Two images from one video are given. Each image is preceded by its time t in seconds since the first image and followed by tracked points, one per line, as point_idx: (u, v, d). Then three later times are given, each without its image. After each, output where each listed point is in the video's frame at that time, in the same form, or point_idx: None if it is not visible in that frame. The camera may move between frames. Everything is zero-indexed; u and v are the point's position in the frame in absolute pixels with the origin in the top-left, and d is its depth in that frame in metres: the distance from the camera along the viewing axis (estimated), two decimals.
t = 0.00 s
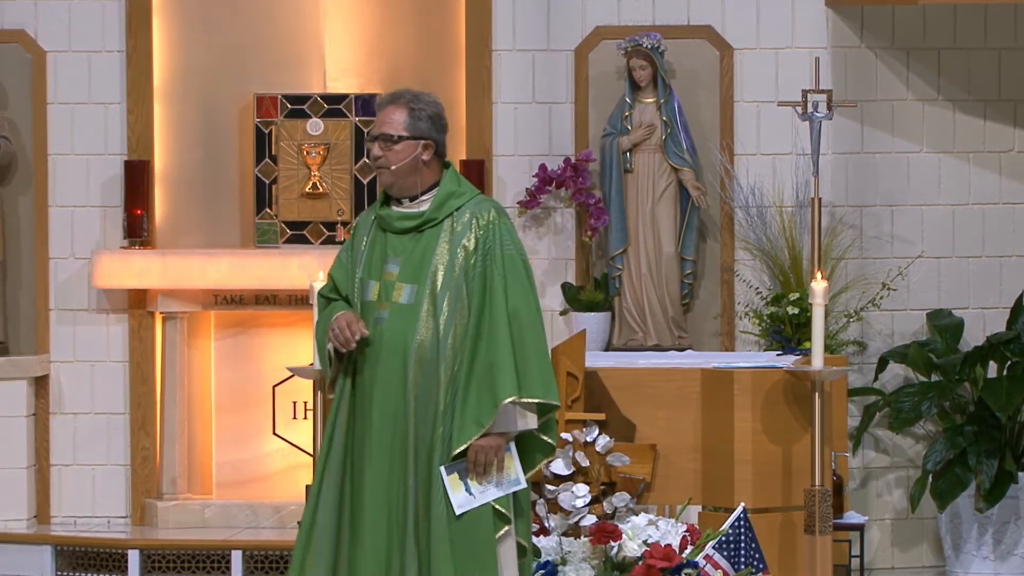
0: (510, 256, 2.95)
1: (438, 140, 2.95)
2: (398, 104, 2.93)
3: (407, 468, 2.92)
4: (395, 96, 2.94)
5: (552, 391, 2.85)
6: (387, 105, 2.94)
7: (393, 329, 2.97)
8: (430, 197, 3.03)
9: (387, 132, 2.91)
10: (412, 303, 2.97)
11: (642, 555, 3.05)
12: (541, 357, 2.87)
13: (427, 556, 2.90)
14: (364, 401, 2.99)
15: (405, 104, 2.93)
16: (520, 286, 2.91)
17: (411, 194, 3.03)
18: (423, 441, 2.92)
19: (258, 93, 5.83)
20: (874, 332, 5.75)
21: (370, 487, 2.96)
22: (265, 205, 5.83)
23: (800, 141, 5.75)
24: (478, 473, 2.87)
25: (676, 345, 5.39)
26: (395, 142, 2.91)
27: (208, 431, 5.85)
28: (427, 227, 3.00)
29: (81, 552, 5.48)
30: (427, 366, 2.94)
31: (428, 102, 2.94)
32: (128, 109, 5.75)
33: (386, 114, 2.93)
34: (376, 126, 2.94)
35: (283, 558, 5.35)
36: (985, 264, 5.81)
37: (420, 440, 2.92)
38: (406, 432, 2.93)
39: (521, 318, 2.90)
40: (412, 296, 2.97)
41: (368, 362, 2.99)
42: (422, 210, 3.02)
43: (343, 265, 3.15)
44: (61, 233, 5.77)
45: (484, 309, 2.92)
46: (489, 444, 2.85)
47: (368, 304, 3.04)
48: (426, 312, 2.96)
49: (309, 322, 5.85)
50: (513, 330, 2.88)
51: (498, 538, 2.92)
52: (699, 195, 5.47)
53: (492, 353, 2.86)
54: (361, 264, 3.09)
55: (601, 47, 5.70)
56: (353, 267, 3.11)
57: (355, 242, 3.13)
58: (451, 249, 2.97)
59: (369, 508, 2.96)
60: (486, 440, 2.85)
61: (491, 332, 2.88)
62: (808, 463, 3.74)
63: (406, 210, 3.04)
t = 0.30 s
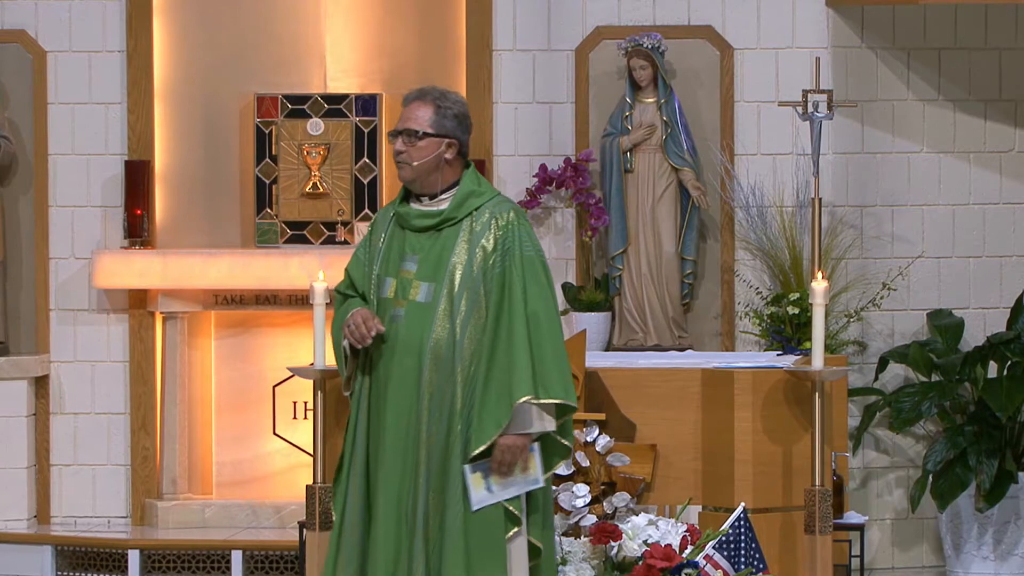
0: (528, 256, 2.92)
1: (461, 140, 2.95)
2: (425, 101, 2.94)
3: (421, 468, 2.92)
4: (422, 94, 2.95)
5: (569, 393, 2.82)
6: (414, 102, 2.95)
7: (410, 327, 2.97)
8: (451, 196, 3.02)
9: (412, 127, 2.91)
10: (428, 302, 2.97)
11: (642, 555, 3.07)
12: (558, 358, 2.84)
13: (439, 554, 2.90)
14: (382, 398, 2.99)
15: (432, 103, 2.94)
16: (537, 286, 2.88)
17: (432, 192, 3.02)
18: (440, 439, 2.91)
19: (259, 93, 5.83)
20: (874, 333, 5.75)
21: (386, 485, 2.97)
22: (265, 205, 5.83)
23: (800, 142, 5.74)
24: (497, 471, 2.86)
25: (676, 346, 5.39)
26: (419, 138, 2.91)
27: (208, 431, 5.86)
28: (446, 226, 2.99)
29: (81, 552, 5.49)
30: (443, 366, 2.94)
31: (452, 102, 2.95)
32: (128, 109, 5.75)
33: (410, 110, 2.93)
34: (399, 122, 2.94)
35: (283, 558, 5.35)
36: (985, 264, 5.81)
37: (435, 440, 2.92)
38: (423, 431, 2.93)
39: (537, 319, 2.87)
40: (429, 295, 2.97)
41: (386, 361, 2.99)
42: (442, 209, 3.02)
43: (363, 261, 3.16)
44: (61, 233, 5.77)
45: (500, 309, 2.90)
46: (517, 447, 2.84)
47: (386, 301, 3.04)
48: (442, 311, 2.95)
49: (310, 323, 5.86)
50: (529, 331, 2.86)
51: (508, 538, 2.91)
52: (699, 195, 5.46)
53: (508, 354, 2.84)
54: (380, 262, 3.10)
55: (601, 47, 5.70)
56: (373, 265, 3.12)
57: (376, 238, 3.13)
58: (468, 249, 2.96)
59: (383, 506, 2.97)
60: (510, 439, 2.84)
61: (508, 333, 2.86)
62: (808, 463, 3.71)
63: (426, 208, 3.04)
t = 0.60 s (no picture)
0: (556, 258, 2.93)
1: (488, 142, 2.94)
2: (452, 100, 2.91)
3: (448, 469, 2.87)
4: (450, 93, 2.92)
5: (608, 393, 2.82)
6: (440, 100, 2.91)
7: (436, 328, 2.92)
8: (473, 197, 3.00)
9: (440, 127, 2.87)
10: (455, 302, 2.93)
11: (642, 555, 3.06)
12: (595, 358, 2.84)
13: (466, 557, 2.87)
14: (405, 400, 2.94)
15: (460, 102, 2.91)
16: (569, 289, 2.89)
17: (454, 193, 3.00)
18: (468, 441, 2.88)
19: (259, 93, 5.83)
20: (873, 333, 5.75)
21: (409, 486, 2.91)
22: (265, 205, 5.83)
23: (800, 142, 5.75)
24: (570, 460, 2.83)
25: (676, 346, 5.39)
26: (446, 139, 2.89)
27: (208, 431, 5.86)
28: (471, 227, 2.97)
29: (81, 552, 5.48)
30: (470, 366, 2.89)
31: (477, 101, 2.92)
32: (128, 109, 5.75)
33: (435, 109, 2.90)
34: (424, 121, 2.91)
35: (283, 558, 5.35)
36: (985, 264, 5.81)
37: (463, 441, 2.88)
38: (450, 433, 2.88)
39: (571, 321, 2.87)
40: (456, 295, 2.94)
41: (409, 361, 2.94)
42: (465, 209, 3.00)
43: (377, 260, 3.10)
44: (60, 233, 5.78)
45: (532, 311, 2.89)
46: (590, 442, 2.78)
47: (407, 300, 2.99)
48: (470, 311, 2.92)
49: (310, 323, 5.86)
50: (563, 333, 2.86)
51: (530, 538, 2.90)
52: (699, 195, 5.46)
53: (542, 355, 2.84)
54: (397, 262, 3.04)
55: (601, 47, 5.70)
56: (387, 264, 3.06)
57: (392, 237, 3.08)
58: (495, 250, 2.95)
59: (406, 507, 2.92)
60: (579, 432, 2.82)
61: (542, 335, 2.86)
62: (808, 463, 3.70)
63: (448, 209, 3.02)
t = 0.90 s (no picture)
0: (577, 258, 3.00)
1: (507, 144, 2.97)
2: (472, 104, 2.92)
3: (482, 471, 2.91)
4: (469, 96, 2.93)
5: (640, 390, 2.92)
6: (459, 103, 2.92)
7: (465, 331, 2.94)
8: (492, 198, 3.04)
9: (464, 133, 2.89)
10: (482, 305, 2.96)
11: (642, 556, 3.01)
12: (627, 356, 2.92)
13: (505, 557, 2.92)
14: (432, 402, 2.95)
15: (479, 106, 2.92)
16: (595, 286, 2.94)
17: (473, 194, 3.03)
18: (503, 443, 2.92)
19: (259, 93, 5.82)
20: (873, 332, 5.75)
21: (441, 489, 2.93)
22: (265, 205, 5.83)
23: (800, 142, 5.75)
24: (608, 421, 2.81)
25: (675, 346, 5.39)
26: (471, 145, 2.90)
27: (208, 431, 5.86)
28: (492, 228, 3.00)
29: (81, 552, 5.48)
30: (500, 369, 2.93)
31: (494, 103, 2.95)
32: (128, 109, 5.75)
33: (455, 113, 2.90)
34: (444, 126, 2.90)
35: (283, 558, 5.34)
36: (985, 264, 5.81)
37: (495, 443, 2.92)
38: (485, 437, 2.91)
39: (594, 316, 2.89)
40: (482, 298, 2.97)
41: (436, 364, 2.95)
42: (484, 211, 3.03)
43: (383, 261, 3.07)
44: (60, 233, 5.78)
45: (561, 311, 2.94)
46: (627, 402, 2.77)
47: (429, 302, 2.99)
48: (497, 314, 2.96)
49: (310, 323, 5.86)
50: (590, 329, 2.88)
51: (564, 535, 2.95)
52: (699, 195, 5.47)
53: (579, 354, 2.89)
54: (413, 264, 3.04)
55: (601, 47, 5.70)
56: (400, 266, 3.05)
57: (402, 238, 3.07)
58: (518, 252, 2.99)
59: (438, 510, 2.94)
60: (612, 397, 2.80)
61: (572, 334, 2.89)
62: (808, 463, 3.74)
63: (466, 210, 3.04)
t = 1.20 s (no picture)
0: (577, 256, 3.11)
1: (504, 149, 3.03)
2: (477, 113, 2.95)
3: (498, 466, 2.96)
4: (475, 104, 2.96)
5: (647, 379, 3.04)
6: (463, 110, 2.94)
7: (475, 329, 3.00)
8: (491, 199, 3.11)
9: (471, 143, 2.93)
10: (490, 304, 3.02)
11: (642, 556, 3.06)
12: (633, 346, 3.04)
13: (524, 550, 2.97)
14: (442, 400, 2.98)
15: (484, 113, 2.95)
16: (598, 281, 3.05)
17: (474, 197, 3.10)
18: (516, 438, 2.98)
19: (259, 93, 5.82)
20: (873, 333, 5.75)
21: (456, 487, 2.96)
22: (264, 205, 5.83)
23: (800, 142, 5.75)
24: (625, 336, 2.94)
25: (675, 347, 5.39)
26: (478, 154, 2.95)
27: (208, 431, 5.85)
28: (494, 228, 3.06)
29: (81, 552, 5.48)
30: (510, 366, 2.99)
31: (495, 109, 2.99)
32: (127, 109, 5.75)
33: (460, 120, 2.93)
34: (448, 134, 2.93)
35: (283, 558, 5.34)
36: (985, 264, 5.81)
37: (510, 438, 2.97)
38: (498, 433, 2.97)
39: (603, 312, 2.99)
40: (489, 297, 3.03)
41: (445, 362, 2.99)
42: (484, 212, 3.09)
43: (379, 262, 3.10)
44: (60, 233, 5.78)
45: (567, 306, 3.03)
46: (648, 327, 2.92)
47: (435, 302, 3.02)
48: (505, 312, 3.03)
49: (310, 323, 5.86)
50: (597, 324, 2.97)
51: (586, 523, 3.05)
52: (699, 195, 5.47)
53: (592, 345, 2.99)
54: (413, 265, 3.06)
55: (601, 47, 5.70)
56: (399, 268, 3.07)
57: (399, 239, 3.09)
58: (521, 251, 3.07)
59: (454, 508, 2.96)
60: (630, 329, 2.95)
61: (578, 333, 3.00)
62: (808, 463, 3.75)
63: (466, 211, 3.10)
